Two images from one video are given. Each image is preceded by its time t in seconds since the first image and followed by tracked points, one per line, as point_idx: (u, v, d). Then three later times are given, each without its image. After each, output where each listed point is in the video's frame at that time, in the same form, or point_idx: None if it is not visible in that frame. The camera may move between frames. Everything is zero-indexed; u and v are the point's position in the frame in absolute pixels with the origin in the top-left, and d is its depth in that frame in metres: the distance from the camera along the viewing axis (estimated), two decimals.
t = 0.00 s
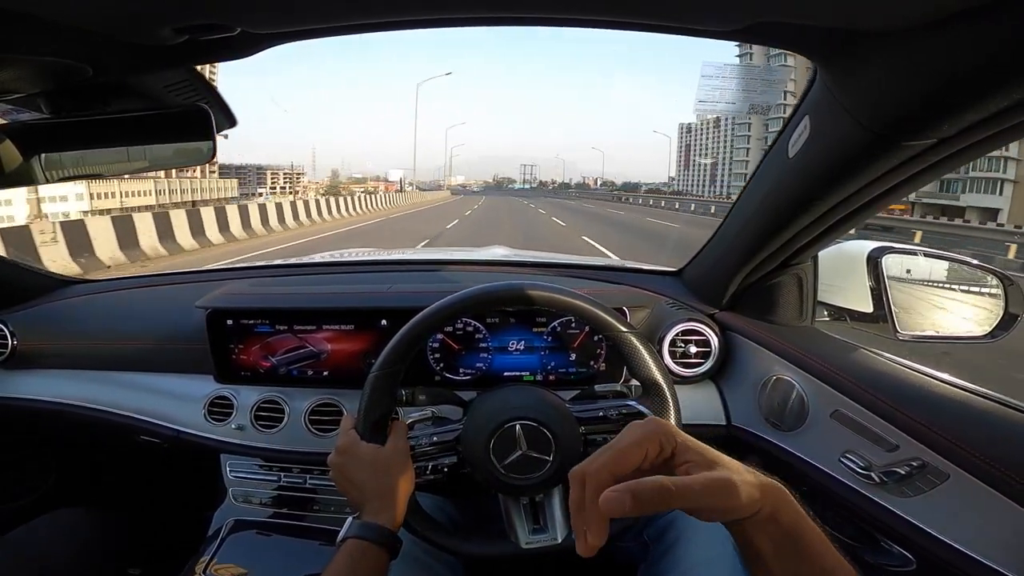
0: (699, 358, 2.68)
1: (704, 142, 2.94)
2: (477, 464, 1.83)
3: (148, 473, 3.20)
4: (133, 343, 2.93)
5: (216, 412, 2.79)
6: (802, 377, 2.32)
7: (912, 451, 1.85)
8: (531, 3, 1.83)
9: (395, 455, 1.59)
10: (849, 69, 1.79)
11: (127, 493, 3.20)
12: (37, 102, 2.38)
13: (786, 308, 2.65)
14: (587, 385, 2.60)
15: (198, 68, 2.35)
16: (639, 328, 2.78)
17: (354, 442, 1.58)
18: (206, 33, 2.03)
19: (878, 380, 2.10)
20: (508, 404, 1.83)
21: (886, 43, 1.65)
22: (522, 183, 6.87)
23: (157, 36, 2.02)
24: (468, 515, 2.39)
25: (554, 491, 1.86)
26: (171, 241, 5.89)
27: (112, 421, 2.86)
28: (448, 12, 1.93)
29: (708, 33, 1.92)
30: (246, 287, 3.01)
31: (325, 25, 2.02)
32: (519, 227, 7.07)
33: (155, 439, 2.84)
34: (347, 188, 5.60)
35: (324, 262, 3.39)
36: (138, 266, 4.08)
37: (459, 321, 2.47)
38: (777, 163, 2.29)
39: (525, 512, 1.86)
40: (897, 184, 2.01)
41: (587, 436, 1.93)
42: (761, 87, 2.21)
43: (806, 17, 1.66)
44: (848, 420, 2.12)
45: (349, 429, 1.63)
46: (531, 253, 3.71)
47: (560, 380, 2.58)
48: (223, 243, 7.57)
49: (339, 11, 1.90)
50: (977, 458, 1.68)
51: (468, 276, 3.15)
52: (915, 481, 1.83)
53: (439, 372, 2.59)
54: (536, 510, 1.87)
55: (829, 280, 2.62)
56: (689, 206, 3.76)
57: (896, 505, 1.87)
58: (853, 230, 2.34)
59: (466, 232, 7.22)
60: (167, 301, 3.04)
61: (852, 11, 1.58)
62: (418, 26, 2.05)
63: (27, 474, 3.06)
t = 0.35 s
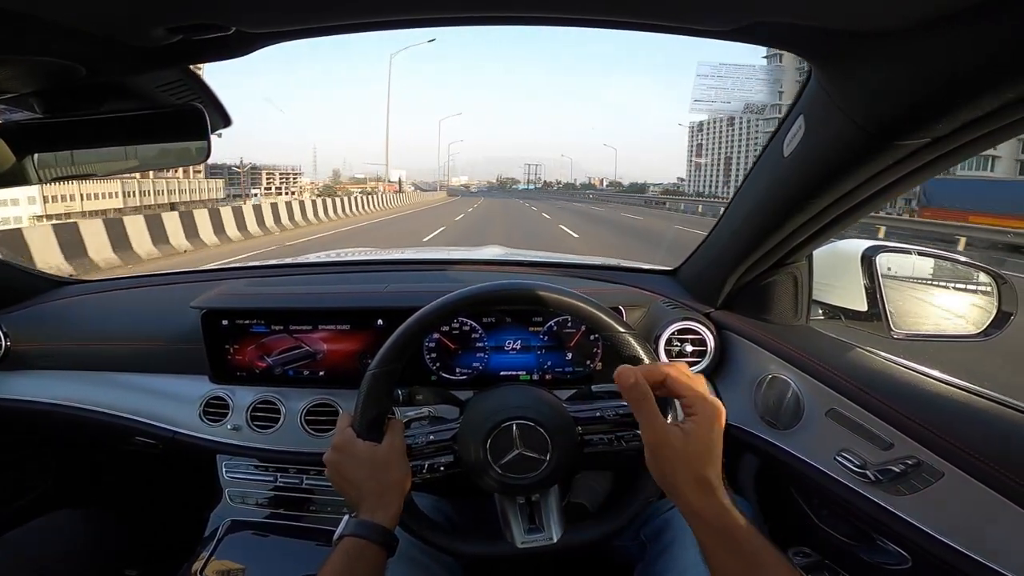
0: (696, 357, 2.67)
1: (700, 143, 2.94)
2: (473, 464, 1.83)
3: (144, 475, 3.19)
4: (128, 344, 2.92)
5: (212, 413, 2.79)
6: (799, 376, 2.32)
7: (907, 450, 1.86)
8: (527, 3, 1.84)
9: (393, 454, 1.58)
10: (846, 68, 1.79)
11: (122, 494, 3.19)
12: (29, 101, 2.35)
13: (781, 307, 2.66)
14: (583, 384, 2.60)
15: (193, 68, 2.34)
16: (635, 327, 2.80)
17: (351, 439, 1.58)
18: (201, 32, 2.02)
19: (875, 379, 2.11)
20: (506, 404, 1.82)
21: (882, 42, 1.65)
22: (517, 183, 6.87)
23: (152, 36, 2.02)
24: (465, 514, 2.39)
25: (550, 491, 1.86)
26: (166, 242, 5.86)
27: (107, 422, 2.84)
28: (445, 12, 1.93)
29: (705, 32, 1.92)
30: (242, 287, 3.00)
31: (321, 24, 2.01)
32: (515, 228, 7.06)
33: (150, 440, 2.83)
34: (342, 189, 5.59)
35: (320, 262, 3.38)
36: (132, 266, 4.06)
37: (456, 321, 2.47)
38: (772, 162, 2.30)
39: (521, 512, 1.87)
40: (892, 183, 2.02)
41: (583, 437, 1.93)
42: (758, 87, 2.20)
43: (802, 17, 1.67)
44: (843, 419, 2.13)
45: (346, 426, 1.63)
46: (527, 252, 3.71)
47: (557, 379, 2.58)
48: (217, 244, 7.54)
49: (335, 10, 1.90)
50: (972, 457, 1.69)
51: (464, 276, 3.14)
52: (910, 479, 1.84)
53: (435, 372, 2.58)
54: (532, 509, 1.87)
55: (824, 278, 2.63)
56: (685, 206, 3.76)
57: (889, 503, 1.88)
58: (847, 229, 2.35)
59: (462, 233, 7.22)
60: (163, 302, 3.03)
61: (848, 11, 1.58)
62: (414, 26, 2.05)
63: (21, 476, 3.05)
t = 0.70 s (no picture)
0: (691, 355, 2.70)
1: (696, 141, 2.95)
2: (467, 462, 1.83)
3: (139, 475, 3.18)
4: (123, 344, 2.91)
5: (208, 413, 2.78)
6: (793, 374, 2.33)
7: (901, 446, 1.87)
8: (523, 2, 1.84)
9: (390, 447, 1.59)
10: (840, 67, 1.80)
11: (117, 495, 3.18)
12: (22, 101, 2.34)
13: (777, 304, 2.68)
14: (578, 382, 2.61)
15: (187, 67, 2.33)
16: (631, 324, 2.80)
17: (348, 431, 1.58)
18: (195, 30, 2.01)
19: (870, 376, 2.12)
20: (502, 402, 1.82)
21: (877, 41, 1.66)
22: (513, 183, 6.87)
23: (146, 35, 2.01)
24: (461, 513, 2.39)
25: (544, 490, 1.86)
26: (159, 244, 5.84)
27: (102, 422, 2.83)
28: (442, 10, 1.93)
29: (701, 31, 1.93)
30: (237, 286, 2.99)
31: (317, 22, 2.00)
32: (509, 228, 7.06)
33: (146, 440, 2.82)
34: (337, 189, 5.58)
35: (315, 262, 3.37)
36: (126, 267, 4.05)
37: (452, 320, 2.47)
38: (767, 160, 2.31)
39: (516, 511, 1.87)
40: (886, 181, 2.03)
41: (580, 437, 1.95)
42: (752, 87, 2.20)
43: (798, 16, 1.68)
44: (837, 416, 2.14)
45: (343, 419, 1.63)
46: (523, 251, 3.71)
47: (553, 377, 2.59)
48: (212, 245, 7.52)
49: (331, 10, 1.91)
50: (965, 453, 1.70)
51: (460, 275, 3.15)
52: (905, 476, 1.85)
53: (431, 371, 2.59)
54: (526, 509, 1.87)
55: (819, 276, 2.64)
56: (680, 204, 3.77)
57: (885, 501, 1.89)
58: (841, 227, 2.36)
59: (458, 233, 7.21)
60: (158, 302, 3.02)
61: (842, 9, 1.59)
62: (410, 24, 2.05)
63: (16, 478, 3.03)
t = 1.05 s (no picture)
0: (687, 354, 2.70)
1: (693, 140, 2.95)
2: (464, 462, 1.83)
3: (136, 476, 3.17)
4: (118, 344, 2.90)
5: (204, 413, 2.77)
6: (789, 373, 2.33)
7: (897, 445, 1.88)
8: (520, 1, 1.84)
9: (384, 450, 1.59)
10: (836, 67, 1.81)
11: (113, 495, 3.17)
12: (16, 100, 2.38)
13: (773, 304, 2.69)
14: (575, 381, 2.61)
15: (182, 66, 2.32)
16: (628, 323, 2.80)
17: (343, 432, 1.58)
18: (190, 29, 2.00)
19: (866, 374, 2.13)
20: (499, 401, 1.82)
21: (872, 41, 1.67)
22: (510, 183, 6.87)
23: (141, 33, 2.00)
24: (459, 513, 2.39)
25: (542, 489, 1.86)
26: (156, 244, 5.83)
27: (97, 423, 2.83)
28: (439, 10, 1.93)
29: (697, 31, 1.94)
30: (234, 286, 2.99)
31: (315, 22, 2.00)
32: (508, 228, 7.05)
33: (142, 440, 2.82)
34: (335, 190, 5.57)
35: (312, 261, 3.37)
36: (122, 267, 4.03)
37: (449, 319, 2.47)
38: (763, 160, 2.31)
39: (513, 511, 1.87)
40: (881, 181, 2.04)
41: (578, 436, 1.95)
42: (749, 85, 2.20)
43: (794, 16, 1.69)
44: (832, 414, 2.14)
45: (338, 419, 1.63)
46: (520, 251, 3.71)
47: (549, 377, 2.59)
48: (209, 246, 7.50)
49: (328, 9, 1.90)
50: (960, 452, 1.71)
51: (458, 274, 3.15)
52: (900, 475, 1.86)
53: (429, 370, 2.59)
54: (523, 509, 1.87)
55: (816, 275, 2.65)
56: (677, 204, 3.78)
57: (881, 499, 1.90)
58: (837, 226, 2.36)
59: (455, 233, 7.21)
60: (154, 302, 3.01)
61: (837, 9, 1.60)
62: (407, 23, 2.05)
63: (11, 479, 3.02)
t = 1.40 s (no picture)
0: (686, 353, 2.71)
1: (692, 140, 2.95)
2: (463, 462, 1.83)
3: (135, 476, 3.17)
4: (117, 345, 2.90)
5: (203, 413, 2.77)
6: (788, 372, 2.34)
7: (896, 444, 1.88)
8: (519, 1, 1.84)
9: (383, 451, 1.59)
10: (835, 67, 1.81)
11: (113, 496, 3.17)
12: (14, 101, 2.36)
13: (772, 303, 2.69)
14: (574, 381, 2.62)
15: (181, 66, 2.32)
16: (627, 323, 2.80)
17: (343, 433, 1.59)
18: (189, 29, 2.00)
19: (865, 373, 2.13)
20: (498, 401, 1.82)
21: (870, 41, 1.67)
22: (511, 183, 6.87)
23: (139, 34, 2.00)
24: (459, 512, 2.39)
25: (542, 490, 1.86)
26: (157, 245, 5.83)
27: (96, 423, 2.82)
28: (438, 10, 1.93)
29: (696, 31, 1.94)
30: (234, 286, 2.99)
31: (314, 21, 2.00)
32: (509, 228, 7.05)
33: (141, 440, 2.81)
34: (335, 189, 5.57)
35: (312, 261, 3.36)
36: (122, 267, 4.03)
37: (448, 319, 2.47)
38: (761, 160, 2.31)
39: (513, 511, 1.87)
40: (880, 181, 2.04)
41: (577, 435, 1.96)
42: (748, 85, 2.20)
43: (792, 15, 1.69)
44: (831, 414, 2.15)
45: (337, 420, 1.63)
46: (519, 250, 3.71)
47: (549, 376, 2.59)
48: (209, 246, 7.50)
49: (328, 9, 1.90)
50: (959, 451, 1.71)
51: (457, 274, 3.15)
52: (900, 474, 1.86)
53: (428, 370, 2.59)
54: (523, 509, 1.87)
55: (815, 274, 2.65)
56: (677, 203, 3.78)
57: (881, 498, 1.90)
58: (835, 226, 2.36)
59: (456, 233, 7.21)
60: (153, 302, 3.01)
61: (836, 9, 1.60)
62: (407, 23, 2.05)
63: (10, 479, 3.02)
